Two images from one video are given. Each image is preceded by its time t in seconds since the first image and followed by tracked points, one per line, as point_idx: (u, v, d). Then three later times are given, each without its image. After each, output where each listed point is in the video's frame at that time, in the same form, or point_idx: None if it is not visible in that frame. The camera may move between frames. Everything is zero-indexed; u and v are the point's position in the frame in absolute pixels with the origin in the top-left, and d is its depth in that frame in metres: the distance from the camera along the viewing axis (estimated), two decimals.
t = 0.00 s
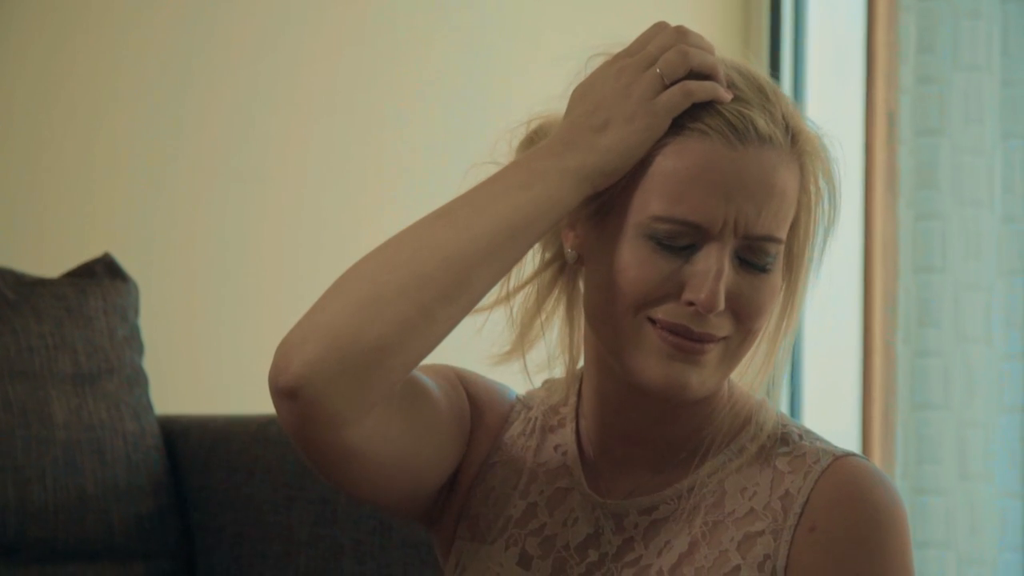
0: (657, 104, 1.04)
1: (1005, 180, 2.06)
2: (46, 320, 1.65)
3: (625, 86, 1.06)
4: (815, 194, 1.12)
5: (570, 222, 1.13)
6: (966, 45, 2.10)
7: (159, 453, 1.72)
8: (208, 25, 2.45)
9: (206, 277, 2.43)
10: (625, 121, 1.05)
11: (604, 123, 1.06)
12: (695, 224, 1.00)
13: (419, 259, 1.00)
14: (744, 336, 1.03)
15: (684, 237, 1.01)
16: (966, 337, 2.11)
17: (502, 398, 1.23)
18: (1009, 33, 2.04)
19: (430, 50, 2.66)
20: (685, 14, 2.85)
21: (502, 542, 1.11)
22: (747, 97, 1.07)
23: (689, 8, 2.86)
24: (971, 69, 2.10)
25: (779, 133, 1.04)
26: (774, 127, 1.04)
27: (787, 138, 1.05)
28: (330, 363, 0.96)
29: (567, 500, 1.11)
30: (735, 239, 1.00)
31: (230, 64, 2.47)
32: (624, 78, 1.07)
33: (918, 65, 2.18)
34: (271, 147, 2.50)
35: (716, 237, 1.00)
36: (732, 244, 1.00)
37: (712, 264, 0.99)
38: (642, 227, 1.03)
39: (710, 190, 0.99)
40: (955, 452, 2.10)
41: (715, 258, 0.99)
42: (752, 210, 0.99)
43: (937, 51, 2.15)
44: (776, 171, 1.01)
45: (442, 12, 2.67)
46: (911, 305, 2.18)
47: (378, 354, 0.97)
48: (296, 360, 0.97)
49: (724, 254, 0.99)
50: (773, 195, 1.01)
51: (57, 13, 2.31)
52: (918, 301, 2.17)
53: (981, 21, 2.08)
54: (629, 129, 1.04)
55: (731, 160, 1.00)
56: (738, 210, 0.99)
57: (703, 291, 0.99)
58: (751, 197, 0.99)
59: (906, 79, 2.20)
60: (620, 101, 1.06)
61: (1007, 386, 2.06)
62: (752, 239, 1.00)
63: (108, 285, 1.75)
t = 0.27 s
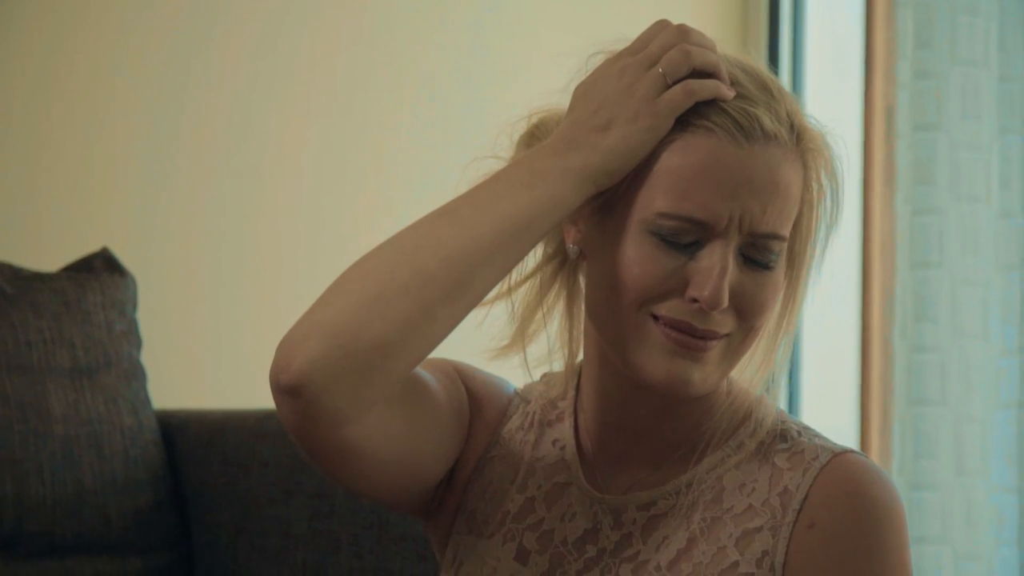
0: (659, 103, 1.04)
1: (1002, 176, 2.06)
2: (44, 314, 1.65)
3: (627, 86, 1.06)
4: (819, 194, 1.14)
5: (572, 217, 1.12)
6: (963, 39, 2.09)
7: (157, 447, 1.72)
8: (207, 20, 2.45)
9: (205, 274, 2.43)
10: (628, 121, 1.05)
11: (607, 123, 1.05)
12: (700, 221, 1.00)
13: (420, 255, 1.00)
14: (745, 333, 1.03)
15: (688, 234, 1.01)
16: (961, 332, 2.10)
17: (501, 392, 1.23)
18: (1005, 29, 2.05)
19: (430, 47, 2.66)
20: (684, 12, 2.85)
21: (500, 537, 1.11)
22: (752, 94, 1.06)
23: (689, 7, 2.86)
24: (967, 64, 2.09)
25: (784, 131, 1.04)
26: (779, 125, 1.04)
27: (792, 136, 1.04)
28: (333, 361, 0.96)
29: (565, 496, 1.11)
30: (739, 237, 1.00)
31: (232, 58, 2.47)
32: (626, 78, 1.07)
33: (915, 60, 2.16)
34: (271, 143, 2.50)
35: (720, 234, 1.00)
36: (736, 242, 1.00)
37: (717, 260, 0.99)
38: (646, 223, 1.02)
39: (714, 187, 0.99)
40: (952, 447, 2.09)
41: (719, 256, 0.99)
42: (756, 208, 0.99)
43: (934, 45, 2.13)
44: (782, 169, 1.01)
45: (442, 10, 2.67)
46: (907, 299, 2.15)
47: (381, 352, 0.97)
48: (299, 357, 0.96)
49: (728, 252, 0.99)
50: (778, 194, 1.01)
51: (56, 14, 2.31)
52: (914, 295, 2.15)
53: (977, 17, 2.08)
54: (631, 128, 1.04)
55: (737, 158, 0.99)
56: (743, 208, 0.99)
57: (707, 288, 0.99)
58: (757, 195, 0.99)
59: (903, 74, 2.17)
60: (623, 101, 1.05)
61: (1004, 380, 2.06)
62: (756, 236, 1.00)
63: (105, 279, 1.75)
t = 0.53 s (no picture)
0: (658, 102, 1.03)
1: (996, 167, 1.95)
2: (38, 308, 1.65)
3: (625, 85, 1.05)
4: (818, 188, 1.14)
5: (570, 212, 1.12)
6: (956, 34, 1.98)
7: (152, 439, 1.73)
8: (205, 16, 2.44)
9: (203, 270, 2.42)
10: (626, 120, 1.04)
11: (605, 122, 1.05)
12: (701, 216, 0.99)
13: (418, 251, 1.00)
14: (744, 328, 1.03)
15: (689, 229, 1.01)
16: (954, 326, 1.98)
17: (495, 384, 1.23)
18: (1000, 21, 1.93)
19: (426, 42, 2.65)
20: (681, 7, 2.85)
21: (493, 530, 1.11)
22: (752, 90, 1.06)
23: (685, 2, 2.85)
24: (962, 58, 1.98)
25: (785, 127, 1.03)
26: (780, 121, 1.04)
27: (793, 132, 1.05)
28: (330, 359, 0.96)
29: (559, 489, 1.11)
30: (740, 232, 1.00)
31: (228, 54, 2.46)
32: (624, 76, 1.05)
33: (909, 54, 2.07)
34: (268, 137, 2.50)
35: (721, 230, 1.00)
36: (737, 237, 1.00)
37: (717, 256, 0.99)
38: (647, 218, 1.02)
39: (716, 183, 0.99)
40: (945, 440, 1.98)
41: (720, 251, 0.99)
42: (758, 204, 0.99)
43: (929, 40, 2.03)
44: (783, 165, 1.01)
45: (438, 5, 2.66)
46: (899, 294, 2.05)
47: (380, 349, 0.97)
48: (296, 354, 0.96)
49: (729, 247, 0.99)
50: (780, 189, 1.01)
51: (55, 13, 2.31)
52: (907, 289, 2.04)
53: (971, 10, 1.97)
54: (629, 127, 1.04)
55: (739, 154, 0.99)
56: (745, 204, 0.99)
57: (708, 283, 0.99)
58: (758, 191, 0.99)
59: (897, 68, 2.09)
60: (620, 100, 1.05)
61: (998, 374, 1.91)
62: (757, 232, 1.00)
63: (100, 273, 1.75)
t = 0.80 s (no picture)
0: (646, 99, 1.03)
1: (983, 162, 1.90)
2: (25, 300, 1.64)
3: (613, 83, 1.05)
4: (809, 183, 1.14)
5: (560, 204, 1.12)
6: (944, 27, 1.97)
7: (139, 434, 1.73)
8: (197, 8, 2.43)
9: (195, 265, 2.42)
10: (614, 117, 1.04)
11: (593, 120, 1.05)
12: (695, 209, 0.99)
13: (406, 247, 1.00)
14: (736, 322, 1.03)
15: (682, 222, 1.00)
16: (939, 319, 1.97)
17: (483, 375, 1.23)
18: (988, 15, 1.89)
19: (417, 34, 2.63)
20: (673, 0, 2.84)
21: (481, 521, 1.11)
22: (744, 84, 1.06)
23: None
24: (949, 51, 1.96)
25: (778, 122, 1.03)
26: (774, 116, 1.04)
27: (785, 126, 1.04)
28: (320, 354, 0.95)
29: (547, 481, 1.11)
30: (734, 225, 1.00)
31: (221, 47, 2.46)
32: (612, 74, 1.06)
33: (896, 47, 2.04)
34: (261, 131, 2.49)
35: (715, 223, 0.99)
36: (730, 230, 1.00)
37: (710, 250, 0.99)
38: (641, 210, 1.02)
39: (710, 176, 0.99)
40: (931, 433, 1.97)
41: (713, 244, 0.99)
42: (751, 198, 0.99)
43: (916, 33, 2.01)
44: (776, 158, 1.01)
45: None
46: (885, 287, 2.04)
47: (370, 343, 0.97)
48: (285, 348, 0.96)
49: (722, 240, 0.99)
50: (773, 183, 1.01)
51: (55, 13, 2.31)
52: (893, 281, 2.03)
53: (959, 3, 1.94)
54: (618, 124, 1.04)
55: (733, 148, 0.99)
56: (738, 198, 0.99)
57: (701, 276, 0.98)
58: (751, 184, 0.99)
59: (885, 61, 2.06)
60: (608, 97, 1.05)
61: (983, 367, 1.88)
62: (749, 226, 1.01)
63: (88, 265, 1.74)
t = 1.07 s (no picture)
0: (633, 96, 1.03)
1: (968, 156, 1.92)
2: (13, 291, 1.64)
3: (600, 80, 1.05)
4: (799, 177, 1.14)
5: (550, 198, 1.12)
6: (930, 21, 1.96)
7: (127, 423, 1.72)
8: None
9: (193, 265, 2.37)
10: (602, 114, 1.04)
11: (580, 116, 1.05)
12: (688, 202, 0.99)
13: (394, 242, 0.99)
14: (727, 315, 1.03)
15: (675, 215, 1.00)
16: (926, 311, 1.96)
17: (471, 367, 1.23)
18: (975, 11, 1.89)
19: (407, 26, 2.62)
20: None
21: (469, 513, 1.11)
22: (735, 78, 1.05)
23: None
24: (936, 44, 1.96)
25: (771, 115, 1.03)
26: (766, 109, 1.04)
27: (777, 120, 1.04)
28: (310, 350, 0.95)
29: (534, 473, 1.11)
30: (726, 218, 1.00)
31: (224, 36, 2.39)
32: (599, 71, 1.06)
33: (884, 40, 2.04)
34: (260, 125, 2.43)
35: (708, 216, 0.99)
36: (723, 224, 1.00)
37: (703, 243, 0.99)
38: (633, 203, 1.02)
39: (703, 169, 0.99)
40: (917, 425, 1.97)
41: (705, 237, 0.99)
42: (744, 191, 0.99)
43: (903, 25, 2.01)
44: (769, 151, 1.01)
45: None
46: (871, 279, 2.03)
47: (361, 339, 0.97)
48: (274, 343, 0.96)
49: (715, 233, 0.99)
50: (764, 176, 1.01)
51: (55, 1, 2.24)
52: (880, 273, 2.02)
53: None
54: (605, 121, 1.03)
55: (726, 141, 0.99)
56: (731, 190, 0.99)
57: (693, 269, 0.99)
58: (744, 178, 0.99)
59: (874, 55, 2.05)
60: (596, 94, 1.05)
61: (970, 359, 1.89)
62: (742, 219, 1.01)
63: (77, 256, 1.73)
